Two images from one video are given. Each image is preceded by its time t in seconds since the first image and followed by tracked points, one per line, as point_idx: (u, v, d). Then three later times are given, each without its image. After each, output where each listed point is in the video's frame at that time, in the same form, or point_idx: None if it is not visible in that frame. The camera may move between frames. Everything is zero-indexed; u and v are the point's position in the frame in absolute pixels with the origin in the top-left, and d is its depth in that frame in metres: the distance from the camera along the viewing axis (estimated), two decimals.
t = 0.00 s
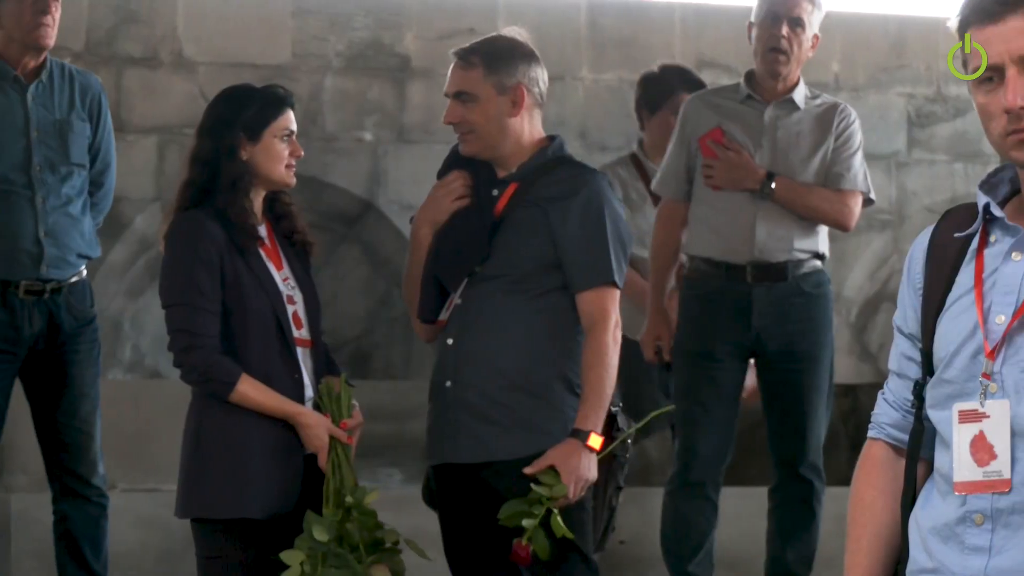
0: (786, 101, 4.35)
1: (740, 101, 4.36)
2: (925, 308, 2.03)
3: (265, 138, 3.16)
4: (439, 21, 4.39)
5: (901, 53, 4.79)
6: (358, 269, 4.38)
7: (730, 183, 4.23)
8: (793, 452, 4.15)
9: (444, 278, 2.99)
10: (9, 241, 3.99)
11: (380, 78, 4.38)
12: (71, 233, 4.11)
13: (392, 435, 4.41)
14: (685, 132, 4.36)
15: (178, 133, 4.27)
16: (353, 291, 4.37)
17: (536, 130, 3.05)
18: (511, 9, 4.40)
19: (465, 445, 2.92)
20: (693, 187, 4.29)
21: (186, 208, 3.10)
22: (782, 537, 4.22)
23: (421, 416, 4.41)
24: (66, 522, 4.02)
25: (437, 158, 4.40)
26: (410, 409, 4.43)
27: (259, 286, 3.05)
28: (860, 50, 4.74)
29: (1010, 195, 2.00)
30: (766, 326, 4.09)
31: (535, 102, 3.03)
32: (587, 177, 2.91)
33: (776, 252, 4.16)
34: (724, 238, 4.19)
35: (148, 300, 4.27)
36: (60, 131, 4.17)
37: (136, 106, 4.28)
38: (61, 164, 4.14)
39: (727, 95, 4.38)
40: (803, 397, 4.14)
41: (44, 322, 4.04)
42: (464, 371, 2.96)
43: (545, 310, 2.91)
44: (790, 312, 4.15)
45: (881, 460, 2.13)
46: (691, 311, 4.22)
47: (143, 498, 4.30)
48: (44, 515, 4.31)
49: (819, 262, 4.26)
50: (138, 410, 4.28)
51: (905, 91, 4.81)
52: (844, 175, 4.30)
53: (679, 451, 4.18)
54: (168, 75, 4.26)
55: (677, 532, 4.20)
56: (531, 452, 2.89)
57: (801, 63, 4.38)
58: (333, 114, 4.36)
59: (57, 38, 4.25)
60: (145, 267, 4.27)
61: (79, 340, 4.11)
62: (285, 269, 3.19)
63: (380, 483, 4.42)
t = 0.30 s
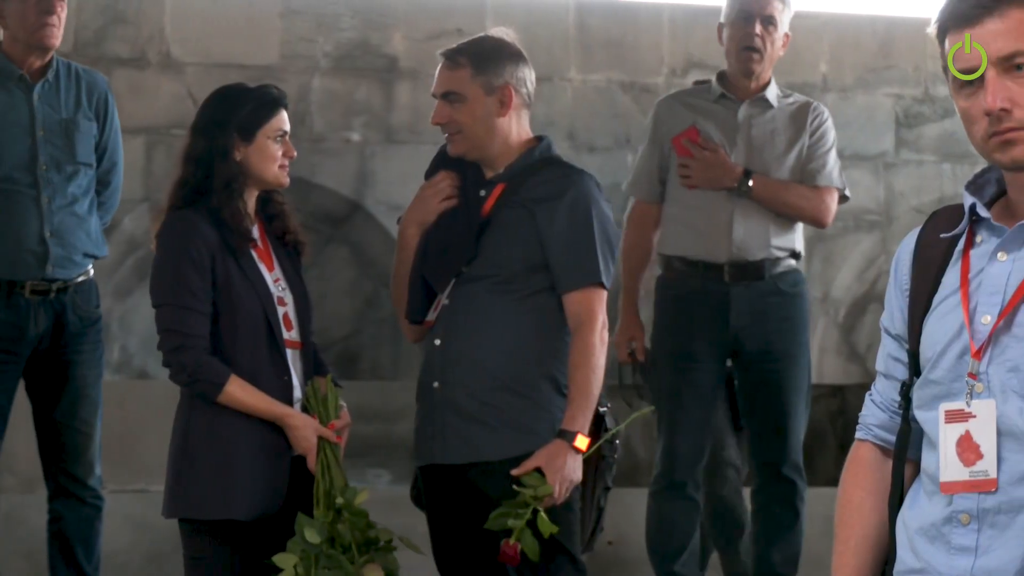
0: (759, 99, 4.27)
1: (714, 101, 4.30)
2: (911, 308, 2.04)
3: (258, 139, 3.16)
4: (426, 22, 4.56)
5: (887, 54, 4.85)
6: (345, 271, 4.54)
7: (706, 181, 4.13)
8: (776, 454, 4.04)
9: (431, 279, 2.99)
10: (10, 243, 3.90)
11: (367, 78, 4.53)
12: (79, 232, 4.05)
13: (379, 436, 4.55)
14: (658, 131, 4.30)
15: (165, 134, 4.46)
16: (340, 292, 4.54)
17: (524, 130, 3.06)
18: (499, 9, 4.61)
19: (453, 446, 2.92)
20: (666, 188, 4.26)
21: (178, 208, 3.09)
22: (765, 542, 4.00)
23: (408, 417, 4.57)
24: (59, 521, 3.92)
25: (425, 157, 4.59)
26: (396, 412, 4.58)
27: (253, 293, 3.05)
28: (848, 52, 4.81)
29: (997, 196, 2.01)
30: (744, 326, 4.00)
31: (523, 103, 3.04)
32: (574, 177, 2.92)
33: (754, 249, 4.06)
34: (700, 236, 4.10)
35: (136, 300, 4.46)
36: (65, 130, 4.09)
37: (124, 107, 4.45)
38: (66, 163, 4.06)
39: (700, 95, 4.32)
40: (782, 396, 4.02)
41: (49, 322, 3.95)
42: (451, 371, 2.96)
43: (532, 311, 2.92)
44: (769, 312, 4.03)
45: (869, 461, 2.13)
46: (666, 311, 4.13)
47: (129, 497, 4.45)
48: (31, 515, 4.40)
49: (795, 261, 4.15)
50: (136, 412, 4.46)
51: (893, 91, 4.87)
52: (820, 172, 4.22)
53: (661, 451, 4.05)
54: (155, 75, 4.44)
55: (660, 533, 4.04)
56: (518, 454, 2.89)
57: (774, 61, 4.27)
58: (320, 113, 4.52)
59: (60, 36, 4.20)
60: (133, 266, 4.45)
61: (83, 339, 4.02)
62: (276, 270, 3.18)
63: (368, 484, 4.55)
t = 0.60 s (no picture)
0: (734, 98, 4.24)
1: (688, 100, 4.29)
2: (898, 307, 2.05)
3: (235, 141, 3.16)
4: (417, 22, 4.70)
5: (877, 53, 4.99)
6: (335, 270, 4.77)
7: (684, 180, 4.10)
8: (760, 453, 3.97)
9: (420, 279, 3.00)
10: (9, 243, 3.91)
11: (356, 79, 4.67)
12: (80, 233, 4.05)
13: (369, 434, 4.70)
14: (632, 132, 4.28)
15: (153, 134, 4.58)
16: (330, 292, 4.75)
17: (513, 129, 3.06)
18: (487, 10, 4.76)
19: (442, 446, 2.93)
20: (642, 188, 4.24)
21: (164, 209, 3.09)
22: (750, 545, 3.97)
23: (399, 416, 4.74)
24: (52, 521, 3.91)
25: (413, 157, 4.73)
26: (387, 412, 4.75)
27: (240, 289, 3.06)
28: (837, 53, 4.93)
29: (982, 196, 2.03)
30: (723, 325, 3.96)
31: (512, 103, 3.04)
32: (562, 177, 2.92)
33: (732, 248, 4.03)
34: (677, 236, 4.07)
35: (124, 300, 4.58)
36: (68, 130, 4.10)
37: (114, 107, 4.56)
38: (69, 163, 4.06)
39: (673, 95, 4.31)
40: (762, 396, 3.97)
41: (49, 322, 3.96)
42: (440, 371, 2.96)
43: (521, 310, 2.92)
44: (746, 311, 3.99)
45: (856, 461, 2.13)
46: (645, 311, 4.06)
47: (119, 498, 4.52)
48: (21, 515, 4.43)
49: (772, 260, 4.11)
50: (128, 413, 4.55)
51: (882, 92, 5.01)
52: (797, 168, 4.19)
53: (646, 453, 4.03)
54: (144, 75, 4.56)
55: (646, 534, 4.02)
56: (507, 453, 2.88)
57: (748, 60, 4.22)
58: (309, 113, 4.65)
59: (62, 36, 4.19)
60: (121, 267, 4.57)
61: (81, 341, 4.02)
62: (265, 271, 3.19)
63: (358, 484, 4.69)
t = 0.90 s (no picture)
0: (715, 98, 4.23)
1: (669, 101, 4.26)
2: (882, 309, 2.06)
3: (212, 146, 3.14)
4: (405, 23, 4.73)
5: (864, 54, 5.10)
6: (324, 269, 4.74)
7: (668, 180, 4.06)
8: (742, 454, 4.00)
9: (409, 280, 3.01)
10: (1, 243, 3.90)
11: (344, 79, 4.71)
12: (69, 234, 4.06)
13: (359, 436, 4.75)
14: (612, 132, 4.26)
15: (140, 134, 4.62)
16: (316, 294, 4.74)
17: (501, 129, 3.06)
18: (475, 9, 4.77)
19: (430, 447, 2.93)
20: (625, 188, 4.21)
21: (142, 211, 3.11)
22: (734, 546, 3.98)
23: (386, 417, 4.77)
24: (39, 521, 3.91)
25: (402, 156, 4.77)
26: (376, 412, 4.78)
27: (217, 280, 3.11)
28: (824, 53, 5.05)
29: (966, 197, 2.04)
30: (708, 325, 3.95)
31: (500, 103, 3.04)
32: (551, 178, 2.93)
33: (717, 248, 4.01)
34: (661, 236, 4.03)
35: (111, 300, 4.59)
36: (58, 131, 4.11)
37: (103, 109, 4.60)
38: (58, 164, 4.07)
39: (655, 95, 4.28)
40: (746, 397, 3.98)
41: (38, 323, 3.96)
42: (428, 371, 2.97)
43: (509, 310, 2.93)
44: (732, 311, 3.98)
45: (842, 462, 2.14)
46: (628, 310, 4.04)
47: (105, 498, 4.59)
48: (10, 514, 4.47)
49: (754, 260, 4.10)
50: (116, 411, 4.60)
51: (869, 92, 5.12)
52: (778, 167, 4.17)
53: (631, 455, 3.98)
54: (131, 75, 4.60)
55: (631, 534, 3.97)
56: (495, 452, 2.90)
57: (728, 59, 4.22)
58: (297, 114, 4.69)
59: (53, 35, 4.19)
60: (110, 267, 4.59)
61: (71, 342, 4.03)
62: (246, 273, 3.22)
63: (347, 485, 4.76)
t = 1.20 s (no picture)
0: (700, 99, 4.24)
1: (655, 102, 4.27)
2: (863, 310, 2.08)
3: (209, 138, 3.14)
4: (388, 24, 4.99)
5: (846, 54, 5.29)
6: (307, 267, 5.06)
7: (654, 181, 4.05)
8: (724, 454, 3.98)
9: (393, 280, 3.01)
10: None
11: (327, 79, 4.97)
12: (50, 233, 4.06)
13: (341, 433, 4.97)
14: (596, 134, 4.26)
15: (124, 135, 4.85)
16: (300, 293, 5.06)
17: (486, 130, 3.07)
18: (457, 10, 5.05)
19: (415, 448, 2.93)
20: (610, 189, 4.22)
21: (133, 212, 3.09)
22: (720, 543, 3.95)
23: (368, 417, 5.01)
24: (22, 521, 3.90)
25: (384, 156, 5.04)
26: (359, 412, 5.03)
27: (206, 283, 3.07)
28: (804, 51, 5.24)
29: (947, 198, 2.07)
30: (692, 326, 3.95)
31: (485, 103, 3.04)
32: (537, 178, 2.94)
33: (700, 249, 4.02)
34: (647, 237, 4.04)
35: (94, 301, 4.80)
36: (40, 130, 4.10)
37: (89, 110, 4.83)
38: (40, 163, 4.07)
39: (639, 97, 4.28)
40: (729, 396, 3.96)
41: (20, 325, 3.96)
42: (413, 371, 2.97)
43: (494, 310, 2.94)
44: (715, 312, 3.97)
45: (823, 463, 2.16)
46: (613, 311, 4.04)
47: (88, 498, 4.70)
48: None
49: (739, 260, 4.12)
50: (98, 413, 4.74)
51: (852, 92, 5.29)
52: (763, 170, 4.18)
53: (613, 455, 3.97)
54: (114, 76, 4.83)
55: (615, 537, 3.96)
56: (480, 453, 2.90)
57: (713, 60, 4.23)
58: (280, 114, 4.94)
59: (33, 35, 4.17)
60: (92, 267, 4.78)
61: (53, 342, 4.03)
62: (236, 271, 3.20)
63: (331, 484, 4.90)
